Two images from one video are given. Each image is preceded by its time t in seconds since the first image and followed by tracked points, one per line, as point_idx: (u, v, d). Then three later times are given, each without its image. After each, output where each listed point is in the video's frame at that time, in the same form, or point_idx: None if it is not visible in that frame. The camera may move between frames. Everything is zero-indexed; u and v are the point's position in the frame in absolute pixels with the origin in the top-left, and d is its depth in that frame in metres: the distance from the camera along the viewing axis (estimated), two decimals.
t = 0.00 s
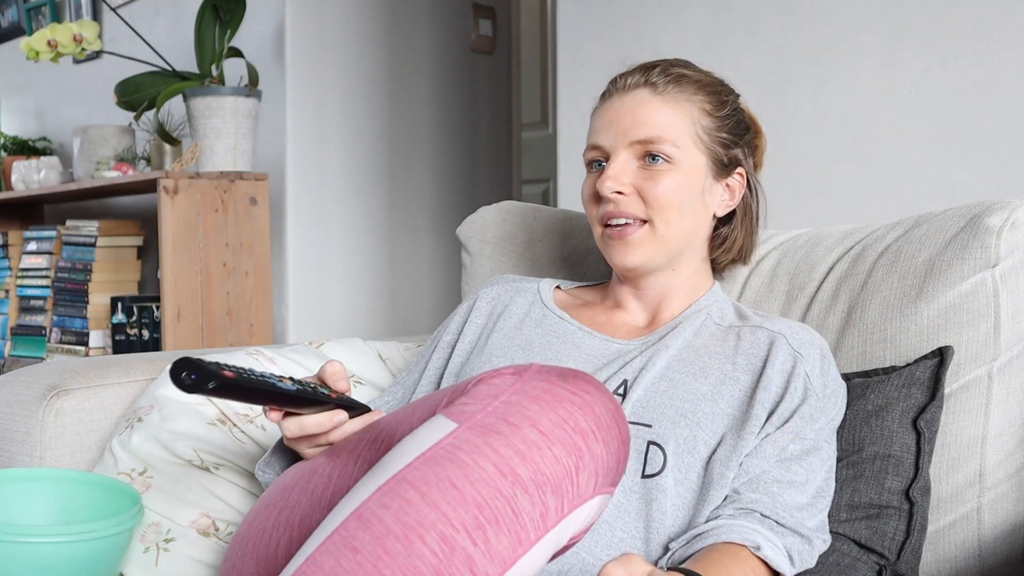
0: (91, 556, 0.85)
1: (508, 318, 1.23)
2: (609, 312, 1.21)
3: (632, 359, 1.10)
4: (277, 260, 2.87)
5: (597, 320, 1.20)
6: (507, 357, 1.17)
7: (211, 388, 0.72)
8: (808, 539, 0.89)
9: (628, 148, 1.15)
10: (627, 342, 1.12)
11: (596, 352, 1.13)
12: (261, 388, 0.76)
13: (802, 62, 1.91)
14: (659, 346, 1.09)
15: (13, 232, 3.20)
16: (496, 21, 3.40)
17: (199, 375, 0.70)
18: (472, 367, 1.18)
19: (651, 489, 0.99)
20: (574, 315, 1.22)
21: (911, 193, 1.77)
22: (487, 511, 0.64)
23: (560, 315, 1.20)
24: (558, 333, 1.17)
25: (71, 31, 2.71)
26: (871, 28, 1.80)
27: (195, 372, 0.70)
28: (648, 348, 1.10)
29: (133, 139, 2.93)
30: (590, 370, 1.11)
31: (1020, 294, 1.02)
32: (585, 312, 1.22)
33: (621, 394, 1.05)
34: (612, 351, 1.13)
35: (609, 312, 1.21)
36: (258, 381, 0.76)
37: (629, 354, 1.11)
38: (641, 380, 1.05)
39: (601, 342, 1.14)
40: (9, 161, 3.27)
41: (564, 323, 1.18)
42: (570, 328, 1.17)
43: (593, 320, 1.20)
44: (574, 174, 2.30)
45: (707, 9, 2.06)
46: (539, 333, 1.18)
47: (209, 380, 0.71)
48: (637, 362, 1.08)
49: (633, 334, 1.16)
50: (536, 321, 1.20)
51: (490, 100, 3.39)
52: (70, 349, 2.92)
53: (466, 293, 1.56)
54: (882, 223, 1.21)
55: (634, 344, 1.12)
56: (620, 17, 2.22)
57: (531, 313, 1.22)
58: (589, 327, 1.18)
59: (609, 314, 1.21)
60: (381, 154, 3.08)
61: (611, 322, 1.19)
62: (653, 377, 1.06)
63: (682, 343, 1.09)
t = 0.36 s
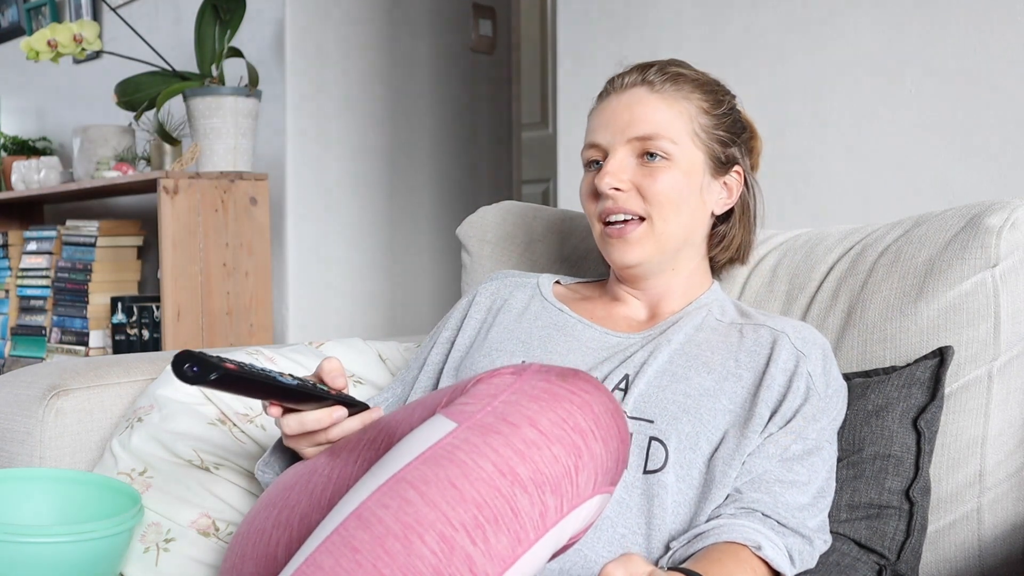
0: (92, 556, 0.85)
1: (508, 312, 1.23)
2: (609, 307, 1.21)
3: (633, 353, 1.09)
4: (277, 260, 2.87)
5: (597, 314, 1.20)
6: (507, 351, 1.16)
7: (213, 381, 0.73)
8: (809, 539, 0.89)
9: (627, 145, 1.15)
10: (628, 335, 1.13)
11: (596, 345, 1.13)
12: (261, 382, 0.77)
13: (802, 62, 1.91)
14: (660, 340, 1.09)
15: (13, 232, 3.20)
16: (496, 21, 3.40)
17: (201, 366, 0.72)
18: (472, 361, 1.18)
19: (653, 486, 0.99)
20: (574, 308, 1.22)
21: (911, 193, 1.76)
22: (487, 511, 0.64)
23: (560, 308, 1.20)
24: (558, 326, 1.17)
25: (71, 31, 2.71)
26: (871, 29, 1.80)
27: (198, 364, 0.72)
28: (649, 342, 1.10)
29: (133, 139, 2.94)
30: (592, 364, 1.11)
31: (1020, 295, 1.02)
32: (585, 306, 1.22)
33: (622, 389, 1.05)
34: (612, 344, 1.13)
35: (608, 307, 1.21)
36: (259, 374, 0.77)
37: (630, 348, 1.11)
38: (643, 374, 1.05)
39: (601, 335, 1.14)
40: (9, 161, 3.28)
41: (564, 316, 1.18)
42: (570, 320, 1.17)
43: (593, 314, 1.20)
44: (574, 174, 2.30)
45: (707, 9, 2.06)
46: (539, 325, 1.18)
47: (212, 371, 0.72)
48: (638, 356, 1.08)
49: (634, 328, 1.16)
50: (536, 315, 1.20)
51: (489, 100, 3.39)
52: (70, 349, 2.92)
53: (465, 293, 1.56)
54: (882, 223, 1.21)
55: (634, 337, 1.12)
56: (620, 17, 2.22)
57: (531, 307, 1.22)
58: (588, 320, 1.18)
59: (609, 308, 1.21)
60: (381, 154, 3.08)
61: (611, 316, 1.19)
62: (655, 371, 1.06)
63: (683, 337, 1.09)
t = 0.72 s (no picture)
0: (92, 556, 0.85)
1: (509, 308, 1.23)
2: (609, 303, 1.21)
3: (634, 349, 1.09)
4: (277, 259, 2.87)
5: (597, 310, 1.20)
6: (507, 346, 1.16)
7: (206, 382, 0.73)
8: (810, 539, 0.89)
9: (628, 144, 1.15)
10: (628, 331, 1.13)
11: (597, 341, 1.13)
12: (258, 382, 0.78)
13: (802, 62, 1.91)
14: (661, 336, 1.09)
15: (13, 232, 3.20)
16: (496, 21, 3.40)
17: (194, 367, 0.72)
18: (472, 357, 1.18)
19: (654, 482, 0.99)
20: (574, 304, 1.22)
21: (911, 193, 1.76)
22: (487, 511, 0.64)
23: (560, 303, 1.20)
24: (559, 321, 1.17)
25: (71, 31, 2.71)
26: (870, 28, 1.80)
27: (189, 364, 0.72)
28: (650, 338, 1.10)
29: (134, 139, 2.94)
30: (593, 359, 1.11)
31: (1020, 295, 1.02)
32: (585, 302, 1.22)
33: (624, 385, 1.05)
34: (613, 340, 1.13)
35: (609, 303, 1.21)
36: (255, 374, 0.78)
37: (631, 344, 1.11)
38: (645, 370, 1.05)
39: (602, 331, 1.14)
40: (9, 161, 3.28)
41: (565, 311, 1.18)
42: (571, 315, 1.17)
43: (594, 309, 1.20)
44: (573, 174, 2.30)
45: (707, 8, 2.06)
46: (540, 321, 1.18)
47: (204, 371, 0.72)
48: (639, 353, 1.08)
49: (634, 324, 1.16)
50: (537, 311, 1.20)
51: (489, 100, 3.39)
52: (70, 349, 2.92)
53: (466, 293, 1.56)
54: (882, 223, 1.21)
55: (635, 333, 1.12)
56: (620, 17, 2.22)
57: (532, 302, 1.22)
58: (589, 315, 1.18)
59: (609, 304, 1.21)
60: (381, 154, 3.08)
61: (612, 311, 1.19)
62: (657, 366, 1.06)
63: (684, 334, 1.09)
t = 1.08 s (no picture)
0: (92, 557, 0.85)
1: (509, 308, 1.23)
2: (608, 302, 1.21)
3: (634, 349, 1.09)
4: (277, 259, 2.87)
5: (597, 309, 1.20)
6: (507, 347, 1.16)
7: (205, 377, 0.73)
8: (810, 539, 0.89)
9: (629, 144, 1.15)
10: (628, 331, 1.13)
11: (597, 341, 1.13)
12: (256, 379, 0.77)
13: (802, 62, 1.91)
14: (661, 336, 1.09)
15: (13, 232, 3.20)
16: (496, 21, 3.40)
17: (192, 363, 0.72)
18: (472, 358, 1.18)
19: (655, 483, 0.99)
20: (574, 304, 1.22)
21: (911, 193, 1.76)
22: (486, 511, 0.64)
23: (560, 304, 1.20)
24: (559, 321, 1.17)
25: (71, 31, 2.71)
26: (870, 28, 1.80)
27: (188, 359, 0.72)
28: (650, 338, 1.10)
29: (134, 139, 2.93)
30: (593, 359, 1.11)
31: (1020, 295, 1.02)
32: (585, 302, 1.22)
33: (625, 385, 1.05)
34: (614, 340, 1.13)
35: (609, 303, 1.21)
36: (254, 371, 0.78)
37: (631, 343, 1.11)
38: (645, 370, 1.05)
39: (602, 331, 1.14)
40: (9, 161, 3.28)
41: (564, 311, 1.18)
42: (571, 316, 1.17)
43: (593, 309, 1.20)
44: (573, 174, 2.30)
45: (706, 8, 2.06)
46: (540, 321, 1.18)
47: (203, 366, 0.72)
48: (639, 353, 1.08)
49: (634, 324, 1.16)
50: (537, 311, 1.20)
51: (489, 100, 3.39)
52: (70, 349, 2.92)
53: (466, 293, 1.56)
54: (882, 223, 1.21)
55: (635, 333, 1.12)
56: (619, 17, 2.22)
57: (531, 303, 1.22)
58: (589, 314, 1.18)
59: (609, 304, 1.21)
60: (381, 154, 3.08)
61: (611, 311, 1.19)
62: (657, 367, 1.06)
63: (684, 333, 1.09)
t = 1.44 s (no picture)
0: (92, 556, 0.85)
1: (509, 310, 1.23)
2: (608, 303, 1.22)
3: (634, 351, 1.09)
4: (277, 259, 2.87)
5: (596, 311, 1.20)
6: (507, 349, 1.16)
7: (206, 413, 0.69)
8: (809, 539, 0.89)
9: (632, 143, 1.15)
10: (628, 332, 1.13)
11: (596, 342, 1.13)
12: (256, 404, 0.74)
13: (802, 62, 1.91)
14: (662, 337, 1.09)
15: (13, 232, 3.20)
16: (496, 21, 3.40)
17: (193, 400, 0.68)
18: (472, 360, 1.18)
19: (656, 483, 0.98)
20: (573, 306, 1.22)
21: (911, 193, 1.76)
22: (486, 511, 0.64)
23: (559, 306, 1.20)
24: (558, 323, 1.17)
25: (71, 31, 2.71)
26: (871, 28, 1.80)
27: (188, 395, 0.68)
28: (650, 339, 1.10)
29: (133, 139, 2.94)
30: (593, 361, 1.11)
31: (1020, 295, 1.02)
32: (585, 304, 1.22)
33: (625, 387, 1.05)
34: (614, 342, 1.13)
35: (608, 304, 1.21)
36: (253, 397, 0.75)
37: (631, 345, 1.11)
38: (645, 371, 1.05)
39: (601, 332, 1.14)
40: (9, 161, 3.28)
41: (564, 313, 1.18)
42: (570, 318, 1.17)
43: (593, 311, 1.20)
44: (574, 174, 2.29)
45: (706, 8, 2.06)
46: (539, 323, 1.18)
47: (205, 403, 0.68)
48: (639, 354, 1.08)
49: (634, 325, 1.16)
50: (536, 313, 1.20)
51: (490, 100, 3.39)
52: (70, 349, 2.92)
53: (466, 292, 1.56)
54: (882, 223, 1.21)
55: (635, 334, 1.12)
56: (619, 17, 2.22)
57: (530, 305, 1.22)
58: (589, 316, 1.18)
59: (608, 305, 1.21)
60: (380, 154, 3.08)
61: (611, 313, 1.20)
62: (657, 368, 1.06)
63: (684, 334, 1.09)
